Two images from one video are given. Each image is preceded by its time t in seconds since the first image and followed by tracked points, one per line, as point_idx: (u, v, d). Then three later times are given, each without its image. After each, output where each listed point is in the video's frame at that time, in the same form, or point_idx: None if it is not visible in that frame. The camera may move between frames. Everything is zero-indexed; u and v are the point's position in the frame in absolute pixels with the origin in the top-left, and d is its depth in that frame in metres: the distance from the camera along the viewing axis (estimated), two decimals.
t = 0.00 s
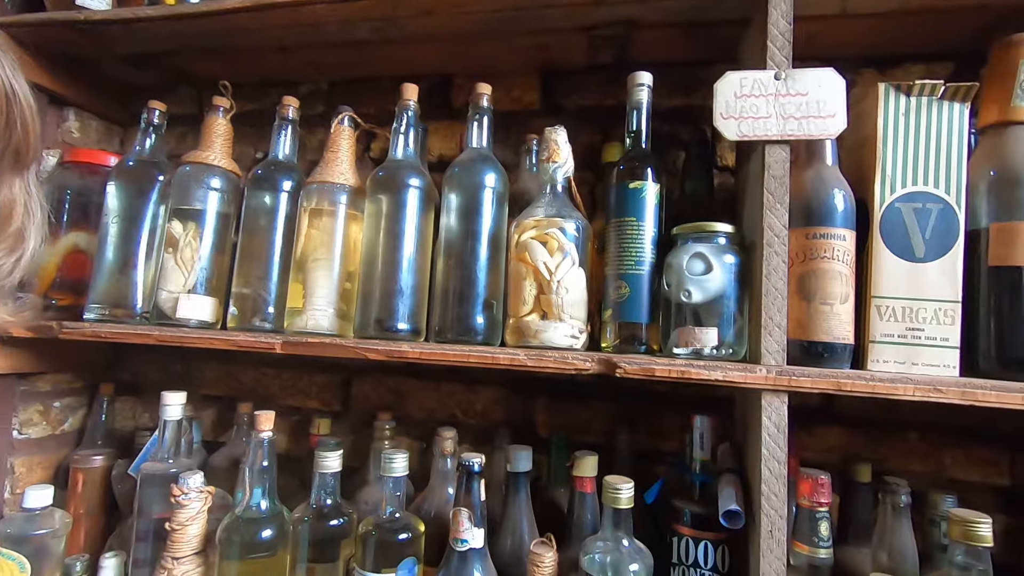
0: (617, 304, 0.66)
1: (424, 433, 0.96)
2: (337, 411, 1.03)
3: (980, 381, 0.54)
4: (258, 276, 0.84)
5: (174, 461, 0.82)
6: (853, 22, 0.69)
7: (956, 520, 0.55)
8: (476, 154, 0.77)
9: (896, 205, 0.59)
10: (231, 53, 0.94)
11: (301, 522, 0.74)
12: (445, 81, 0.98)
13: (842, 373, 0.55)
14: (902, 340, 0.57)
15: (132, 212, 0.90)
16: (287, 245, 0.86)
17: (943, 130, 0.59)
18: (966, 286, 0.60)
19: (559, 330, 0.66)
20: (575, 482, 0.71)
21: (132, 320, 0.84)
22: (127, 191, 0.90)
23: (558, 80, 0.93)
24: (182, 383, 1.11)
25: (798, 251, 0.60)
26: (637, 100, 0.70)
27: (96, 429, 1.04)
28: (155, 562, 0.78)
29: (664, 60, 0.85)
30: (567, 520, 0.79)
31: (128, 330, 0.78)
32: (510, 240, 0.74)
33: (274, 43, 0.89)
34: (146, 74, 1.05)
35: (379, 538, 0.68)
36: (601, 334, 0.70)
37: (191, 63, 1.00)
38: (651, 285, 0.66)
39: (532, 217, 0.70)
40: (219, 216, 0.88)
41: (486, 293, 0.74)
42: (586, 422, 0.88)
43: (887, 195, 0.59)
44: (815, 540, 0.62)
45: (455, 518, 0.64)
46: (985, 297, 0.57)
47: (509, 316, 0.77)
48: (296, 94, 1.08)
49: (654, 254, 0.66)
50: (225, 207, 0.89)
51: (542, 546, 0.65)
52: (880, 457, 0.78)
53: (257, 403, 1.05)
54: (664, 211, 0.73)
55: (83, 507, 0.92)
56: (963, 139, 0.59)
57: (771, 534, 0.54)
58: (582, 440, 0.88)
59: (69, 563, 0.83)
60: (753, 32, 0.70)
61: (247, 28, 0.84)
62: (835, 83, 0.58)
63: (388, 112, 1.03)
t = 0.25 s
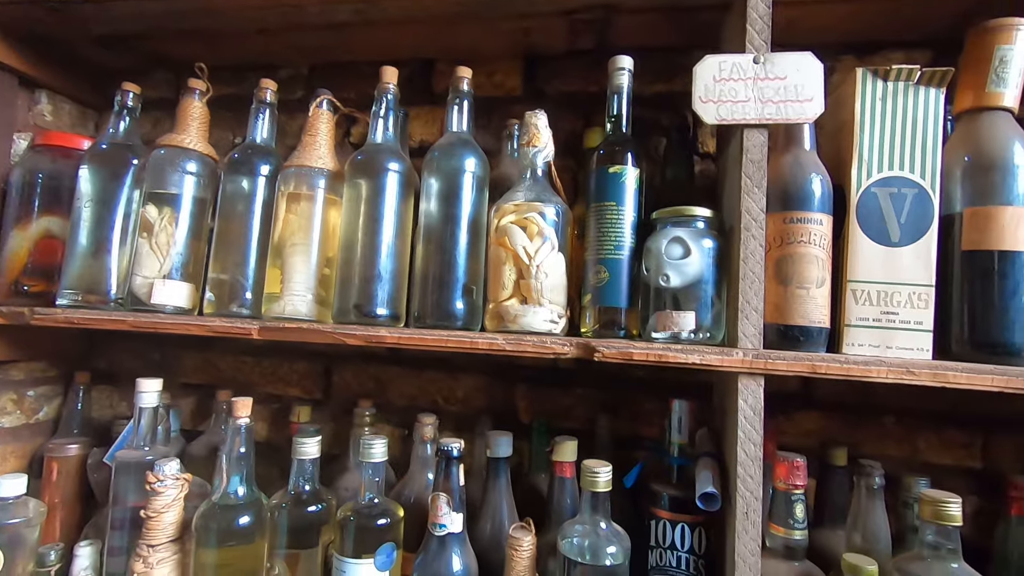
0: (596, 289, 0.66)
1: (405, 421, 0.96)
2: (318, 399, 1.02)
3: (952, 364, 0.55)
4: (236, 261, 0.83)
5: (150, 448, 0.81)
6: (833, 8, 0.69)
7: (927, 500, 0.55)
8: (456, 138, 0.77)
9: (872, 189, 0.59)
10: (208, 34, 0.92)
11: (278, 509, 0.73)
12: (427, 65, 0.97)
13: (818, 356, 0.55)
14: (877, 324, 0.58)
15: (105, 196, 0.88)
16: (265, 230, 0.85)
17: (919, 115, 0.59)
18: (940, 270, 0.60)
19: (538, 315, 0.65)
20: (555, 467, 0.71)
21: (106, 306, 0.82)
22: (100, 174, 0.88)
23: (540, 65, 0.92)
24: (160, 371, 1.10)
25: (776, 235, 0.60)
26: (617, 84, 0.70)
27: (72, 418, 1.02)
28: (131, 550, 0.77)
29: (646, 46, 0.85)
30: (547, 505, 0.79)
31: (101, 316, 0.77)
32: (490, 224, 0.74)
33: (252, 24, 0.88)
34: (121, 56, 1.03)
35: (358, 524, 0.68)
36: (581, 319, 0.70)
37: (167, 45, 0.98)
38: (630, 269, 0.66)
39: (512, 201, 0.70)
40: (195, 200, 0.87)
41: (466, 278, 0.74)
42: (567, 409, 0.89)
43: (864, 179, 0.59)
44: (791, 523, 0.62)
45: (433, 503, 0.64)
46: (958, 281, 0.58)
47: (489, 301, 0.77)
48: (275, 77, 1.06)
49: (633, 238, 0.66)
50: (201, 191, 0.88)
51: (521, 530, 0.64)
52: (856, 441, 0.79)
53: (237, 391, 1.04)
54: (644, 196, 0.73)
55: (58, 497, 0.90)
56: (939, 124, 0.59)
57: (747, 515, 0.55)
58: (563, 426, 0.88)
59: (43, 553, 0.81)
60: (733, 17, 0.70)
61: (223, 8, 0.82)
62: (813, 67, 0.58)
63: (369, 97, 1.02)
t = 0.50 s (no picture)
0: (572, 267, 0.65)
1: (383, 402, 0.95)
2: (295, 381, 1.01)
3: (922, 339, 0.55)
4: (207, 240, 0.81)
5: (120, 430, 0.80)
6: None
7: (896, 474, 0.56)
8: (431, 114, 0.75)
9: (847, 167, 0.59)
10: (177, 6, 0.90)
11: (251, 489, 0.72)
12: (404, 41, 0.95)
13: (791, 332, 0.55)
14: (850, 301, 0.58)
15: (70, 172, 0.85)
16: (237, 208, 0.83)
17: (894, 91, 0.59)
18: (913, 248, 0.61)
19: (514, 293, 0.65)
20: (531, 446, 0.70)
21: (72, 286, 0.80)
22: (65, 150, 0.85)
23: (519, 42, 0.91)
24: (132, 354, 1.08)
25: (751, 212, 0.60)
26: (595, 59, 0.69)
27: (41, 402, 0.99)
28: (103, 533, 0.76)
29: (625, 22, 0.83)
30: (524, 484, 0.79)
31: (67, 295, 0.75)
32: (465, 202, 0.73)
33: None
34: (87, 28, 0.99)
35: (333, 504, 0.67)
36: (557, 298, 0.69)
37: (134, 17, 0.95)
38: (606, 247, 0.65)
39: (487, 178, 0.69)
40: (164, 177, 0.84)
41: (441, 256, 0.73)
42: (545, 389, 0.88)
43: (839, 156, 0.59)
44: (763, 498, 0.62)
45: (407, 482, 0.64)
46: (930, 258, 0.58)
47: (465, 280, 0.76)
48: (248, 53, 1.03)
49: (610, 216, 0.66)
50: (171, 168, 0.85)
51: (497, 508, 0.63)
52: (830, 419, 0.80)
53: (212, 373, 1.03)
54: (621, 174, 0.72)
55: (26, 481, 0.88)
56: (914, 101, 0.59)
57: (719, 491, 0.55)
58: (541, 406, 0.88)
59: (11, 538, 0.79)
60: None
61: None
62: (789, 41, 0.57)
63: (345, 73, 1.00)
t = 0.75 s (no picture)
0: (551, 246, 0.65)
1: (363, 385, 0.94)
2: (274, 363, 0.99)
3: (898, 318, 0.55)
4: (180, 219, 0.79)
5: (93, 413, 0.78)
6: None
7: (870, 451, 0.56)
8: (409, 91, 0.74)
9: (826, 145, 0.59)
10: None
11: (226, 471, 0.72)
12: (383, 17, 0.93)
13: (768, 311, 0.55)
14: (827, 280, 0.58)
15: (38, 149, 0.83)
16: (211, 187, 0.81)
17: (874, 69, 0.59)
18: (890, 227, 0.61)
19: (492, 273, 0.64)
20: (511, 427, 0.70)
21: (41, 266, 0.78)
22: (32, 127, 0.83)
23: (500, 20, 0.89)
24: (108, 337, 1.06)
25: (731, 191, 0.60)
26: (575, 35, 0.68)
27: (13, 386, 0.97)
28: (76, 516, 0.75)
29: None
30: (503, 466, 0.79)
31: (35, 275, 0.73)
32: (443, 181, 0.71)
33: None
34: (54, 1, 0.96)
35: (310, 486, 0.67)
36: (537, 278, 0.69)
37: None
38: (586, 226, 0.65)
39: (466, 156, 0.68)
40: (135, 154, 0.82)
41: (419, 236, 0.72)
42: (526, 371, 0.88)
43: (818, 135, 0.59)
44: (740, 477, 0.62)
45: (385, 463, 0.63)
46: (907, 237, 0.59)
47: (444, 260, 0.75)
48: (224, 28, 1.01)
49: (589, 195, 0.65)
50: (142, 145, 0.83)
51: (474, 488, 0.62)
52: (808, 399, 0.81)
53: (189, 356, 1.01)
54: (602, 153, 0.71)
55: None
56: (894, 79, 0.59)
57: (696, 469, 0.55)
58: (522, 388, 0.88)
59: None
60: None
61: None
62: (769, 17, 0.56)
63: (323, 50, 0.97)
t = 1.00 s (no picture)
0: (527, 222, 0.64)
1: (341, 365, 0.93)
2: (249, 344, 0.98)
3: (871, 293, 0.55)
4: (147, 194, 0.77)
5: (59, 394, 0.76)
6: None
7: (843, 425, 0.57)
8: (382, 62, 0.72)
9: (804, 119, 0.58)
10: None
11: (199, 450, 0.71)
12: None
13: (743, 286, 0.55)
14: (803, 255, 0.58)
15: None
16: (178, 161, 0.79)
17: (852, 42, 0.58)
18: (866, 203, 0.61)
19: (468, 249, 0.63)
20: (488, 405, 0.69)
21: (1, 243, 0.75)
22: None
23: None
24: (77, 318, 1.03)
25: (708, 166, 0.59)
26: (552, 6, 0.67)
27: None
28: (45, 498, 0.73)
29: None
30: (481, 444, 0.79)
31: None
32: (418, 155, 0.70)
33: None
34: None
35: (284, 465, 0.66)
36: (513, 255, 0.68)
37: None
38: (562, 202, 0.64)
39: (441, 129, 0.66)
40: (99, 127, 0.79)
41: (394, 211, 0.70)
42: (505, 350, 0.88)
43: (796, 109, 0.59)
44: (715, 452, 0.62)
45: (359, 441, 0.63)
46: (882, 213, 0.58)
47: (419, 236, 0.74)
48: None
49: (566, 170, 0.64)
50: (106, 118, 0.80)
51: (450, 466, 0.61)
52: (784, 376, 0.81)
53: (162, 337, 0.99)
54: (580, 128, 0.70)
55: None
56: (871, 52, 0.58)
57: (670, 444, 0.55)
58: (501, 366, 0.88)
59: None
60: None
61: None
62: None
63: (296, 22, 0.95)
